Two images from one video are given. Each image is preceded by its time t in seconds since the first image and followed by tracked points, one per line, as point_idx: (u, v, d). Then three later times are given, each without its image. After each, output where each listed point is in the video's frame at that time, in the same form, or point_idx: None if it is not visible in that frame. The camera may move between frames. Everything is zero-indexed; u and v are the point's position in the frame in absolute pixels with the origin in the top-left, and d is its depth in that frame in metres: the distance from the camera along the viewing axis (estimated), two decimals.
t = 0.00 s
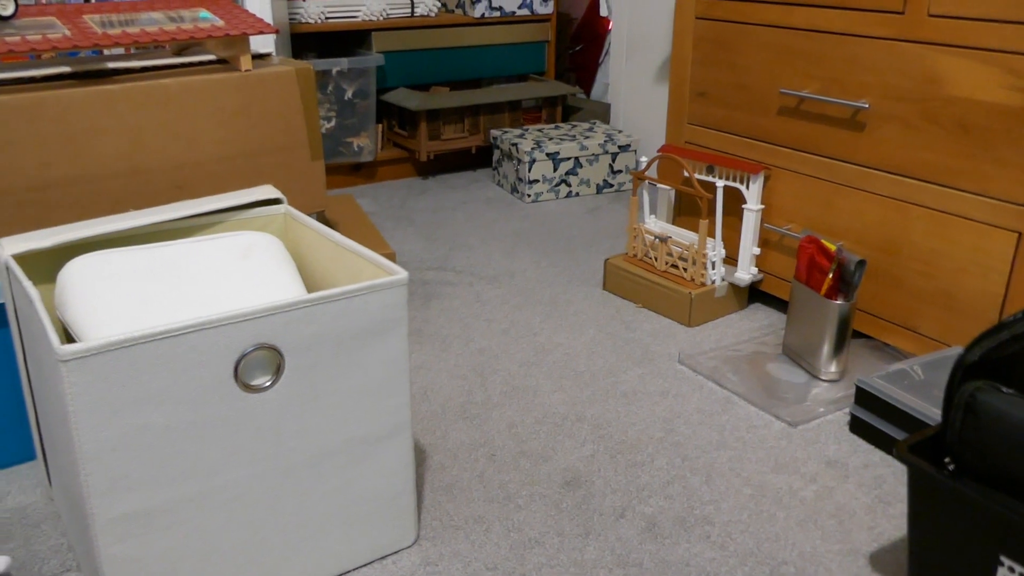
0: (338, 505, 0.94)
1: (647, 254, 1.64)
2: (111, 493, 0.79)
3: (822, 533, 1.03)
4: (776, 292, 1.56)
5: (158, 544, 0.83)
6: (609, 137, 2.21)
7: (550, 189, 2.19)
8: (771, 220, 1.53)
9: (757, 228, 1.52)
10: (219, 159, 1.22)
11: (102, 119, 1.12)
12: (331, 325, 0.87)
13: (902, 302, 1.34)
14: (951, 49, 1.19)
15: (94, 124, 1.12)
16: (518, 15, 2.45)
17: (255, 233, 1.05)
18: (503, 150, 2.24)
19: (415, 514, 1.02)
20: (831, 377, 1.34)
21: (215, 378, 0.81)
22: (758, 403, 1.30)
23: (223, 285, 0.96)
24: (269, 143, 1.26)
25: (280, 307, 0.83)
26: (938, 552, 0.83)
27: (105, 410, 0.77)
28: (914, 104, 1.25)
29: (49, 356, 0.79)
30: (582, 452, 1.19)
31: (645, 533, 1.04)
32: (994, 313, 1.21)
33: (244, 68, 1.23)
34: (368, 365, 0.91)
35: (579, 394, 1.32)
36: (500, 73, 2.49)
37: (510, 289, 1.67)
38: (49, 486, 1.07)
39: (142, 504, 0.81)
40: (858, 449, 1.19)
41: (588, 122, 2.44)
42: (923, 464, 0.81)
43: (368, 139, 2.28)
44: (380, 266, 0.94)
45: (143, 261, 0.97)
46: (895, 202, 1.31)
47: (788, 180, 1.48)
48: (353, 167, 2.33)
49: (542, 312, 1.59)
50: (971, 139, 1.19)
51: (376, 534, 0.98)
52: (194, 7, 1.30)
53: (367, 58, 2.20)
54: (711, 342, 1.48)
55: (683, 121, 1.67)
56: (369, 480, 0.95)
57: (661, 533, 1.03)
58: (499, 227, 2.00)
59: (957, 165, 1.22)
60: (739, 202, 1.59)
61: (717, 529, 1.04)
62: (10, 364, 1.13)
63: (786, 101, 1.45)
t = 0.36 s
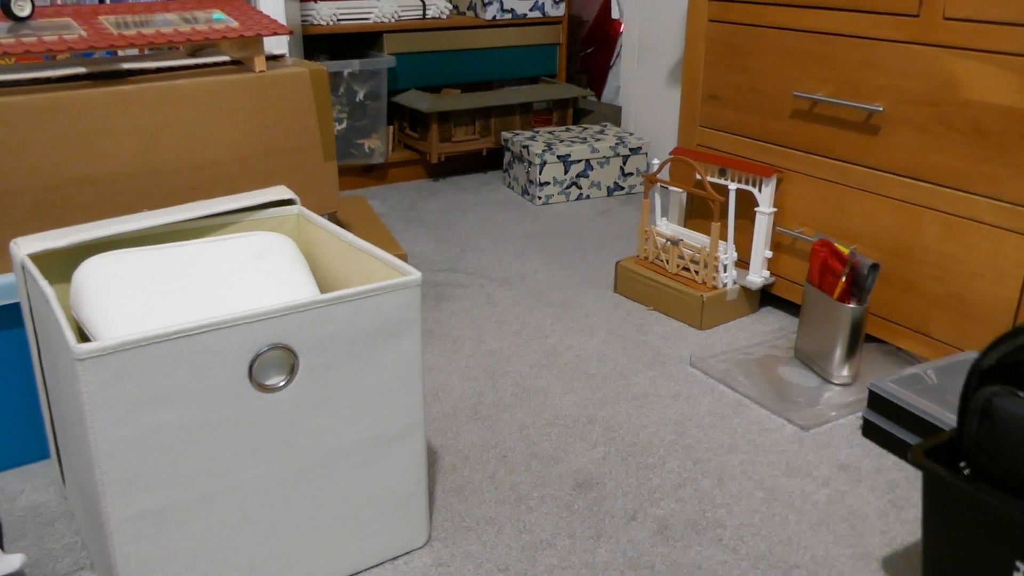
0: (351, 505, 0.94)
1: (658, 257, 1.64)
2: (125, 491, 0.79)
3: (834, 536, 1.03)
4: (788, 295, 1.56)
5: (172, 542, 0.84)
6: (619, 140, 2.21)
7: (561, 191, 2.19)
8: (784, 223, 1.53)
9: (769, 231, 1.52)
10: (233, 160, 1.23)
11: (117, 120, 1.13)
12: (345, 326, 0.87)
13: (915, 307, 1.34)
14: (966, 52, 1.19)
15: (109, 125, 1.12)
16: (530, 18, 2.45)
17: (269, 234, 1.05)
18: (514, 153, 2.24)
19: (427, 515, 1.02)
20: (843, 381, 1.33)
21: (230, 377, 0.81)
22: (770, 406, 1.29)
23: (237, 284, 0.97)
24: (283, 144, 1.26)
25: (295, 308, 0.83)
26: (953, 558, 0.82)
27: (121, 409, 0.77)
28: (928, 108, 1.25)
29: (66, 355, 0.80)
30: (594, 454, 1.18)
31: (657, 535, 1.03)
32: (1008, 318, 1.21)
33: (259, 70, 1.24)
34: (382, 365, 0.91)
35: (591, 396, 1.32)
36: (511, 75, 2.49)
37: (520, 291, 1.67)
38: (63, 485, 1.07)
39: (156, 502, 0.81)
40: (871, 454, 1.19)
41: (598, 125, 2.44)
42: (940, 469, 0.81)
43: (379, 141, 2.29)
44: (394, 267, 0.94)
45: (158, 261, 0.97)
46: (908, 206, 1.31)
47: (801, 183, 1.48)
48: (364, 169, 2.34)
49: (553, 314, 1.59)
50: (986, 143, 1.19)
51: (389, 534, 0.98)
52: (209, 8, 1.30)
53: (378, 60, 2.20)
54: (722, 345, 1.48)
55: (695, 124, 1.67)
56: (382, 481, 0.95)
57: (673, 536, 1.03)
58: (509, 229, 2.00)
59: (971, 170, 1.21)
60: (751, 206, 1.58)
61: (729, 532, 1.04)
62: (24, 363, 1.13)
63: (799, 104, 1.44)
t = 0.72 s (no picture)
0: (353, 506, 0.94)
1: (660, 257, 1.64)
2: (128, 492, 0.80)
3: (836, 537, 1.03)
4: (789, 296, 1.55)
5: (174, 543, 0.84)
6: (621, 141, 2.22)
7: (563, 192, 2.19)
8: (785, 224, 1.53)
9: (770, 231, 1.52)
10: (235, 162, 1.23)
11: (118, 122, 1.13)
12: (347, 327, 0.87)
13: (916, 307, 1.34)
14: (968, 53, 1.19)
15: (111, 127, 1.13)
16: (532, 19, 2.45)
17: (270, 236, 1.05)
18: (516, 154, 2.24)
19: (429, 516, 1.02)
20: (845, 381, 1.33)
21: (231, 378, 0.82)
22: (771, 407, 1.30)
23: (239, 286, 0.97)
24: (284, 146, 1.27)
25: (296, 309, 0.83)
26: (954, 558, 0.82)
27: (123, 410, 0.77)
28: (930, 108, 1.25)
29: (68, 356, 0.80)
30: (596, 455, 1.19)
31: (659, 536, 1.03)
32: (1010, 318, 1.21)
33: (260, 71, 1.24)
34: (384, 367, 0.91)
35: (593, 397, 1.32)
36: (513, 76, 2.49)
37: (522, 292, 1.68)
38: (65, 486, 1.08)
39: (158, 503, 0.82)
40: (873, 454, 1.19)
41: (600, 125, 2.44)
42: (940, 469, 0.81)
43: (381, 142, 2.29)
44: (395, 268, 0.94)
45: (159, 262, 0.97)
46: (910, 207, 1.31)
47: (802, 183, 1.48)
48: (366, 170, 2.34)
49: (555, 315, 1.59)
50: (988, 143, 1.19)
51: (391, 535, 0.99)
52: (211, 11, 1.31)
53: (380, 61, 2.21)
54: (724, 346, 1.48)
55: (697, 124, 1.67)
56: (384, 482, 0.95)
57: (674, 536, 1.03)
58: (511, 230, 2.00)
59: (973, 170, 1.21)
60: (753, 206, 1.58)
61: (731, 532, 1.04)
62: (26, 364, 1.14)
63: (801, 105, 1.44)
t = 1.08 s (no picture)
0: (353, 507, 0.94)
1: (660, 258, 1.64)
2: (128, 493, 0.79)
3: (837, 538, 1.02)
4: (790, 297, 1.55)
5: (174, 545, 0.84)
6: (622, 142, 2.22)
7: (563, 193, 2.19)
8: (786, 225, 1.53)
9: (771, 232, 1.52)
10: (235, 163, 1.23)
11: (118, 123, 1.13)
12: (347, 328, 0.87)
13: (917, 308, 1.34)
14: (968, 54, 1.19)
15: (112, 129, 1.13)
16: (532, 20, 2.45)
17: (271, 237, 1.05)
18: (516, 155, 2.24)
19: (430, 517, 1.02)
20: (845, 382, 1.33)
21: (231, 379, 0.82)
22: (772, 408, 1.29)
23: (239, 287, 0.97)
24: (284, 147, 1.27)
25: (296, 310, 0.83)
26: (955, 558, 0.82)
27: (123, 411, 0.77)
28: (931, 109, 1.25)
29: (68, 357, 0.80)
30: (596, 456, 1.18)
31: (659, 536, 1.03)
32: (1010, 319, 1.21)
33: (260, 73, 1.24)
34: (383, 367, 0.91)
35: (593, 398, 1.32)
36: (513, 78, 2.49)
37: (522, 294, 1.68)
38: (66, 488, 1.08)
39: (158, 504, 0.82)
40: (873, 455, 1.18)
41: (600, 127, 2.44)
42: (941, 469, 0.81)
43: (381, 144, 2.29)
44: (395, 269, 0.94)
45: (159, 264, 0.97)
46: (910, 208, 1.31)
47: (802, 184, 1.48)
48: (366, 171, 2.34)
49: (555, 316, 1.59)
50: (988, 144, 1.19)
51: (391, 536, 0.98)
52: (211, 12, 1.31)
53: (380, 63, 2.21)
54: (724, 347, 1.48)
55: (697, 125, 1.67)
56: (385, 483, 0.95)
57: (675, 537, 1.03)
58: (511, 232, 2.00)
59: (973, 171, 1.21)
60: (753, 207, 1.58)
61: (731, 533, 1.04)
62: (27, 366, 1.14)
63: (801, 106, 1.44)
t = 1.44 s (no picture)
0: (353, 507, 0.93)
1: (660, 257, 1.64)
2: (126, 494, 0.79)
3: (837, 537, 1.02)
4: (790, 296, 1.55)
5: (172, 546, 0.83)
6: (621, 141, 2.21)
7: (562, 193, 2.19)
8: (786, 224, 1.53)
9: (771, 232, 1.52)
10: (233, 163, 1.23)
11: (116, 123, 1.13)
12: (346, 328, 0.86)
13: (917, 306, 1.34)
14: (968, 52, 1.19)
15: (109, 128, 1.12)
16: (531, 19, 2.45)
17: (269, 237, 1.05)
18: (516, 154, 2.24)
19: (430, 516, 1.02)
20: (845, 381, 1.33)
21: (229, 379, 0.81)
22: (772, 407, 1.29)
23: (237, 287, 0.96)
24: (283, 147, 1.26)
25: (295, 310, 0.83)
26: (955, 556, 0.82)
27: (121, 412, 0.77)
28: (931, 107, 1.24)
29: (65, 357, 0.79)
30: (596, 455, 1.18)
31: (660, 535, 1.03)
32: (1011, 318, 1.20)
33: (258, 72, 1.24)
34: (383, 367, 0.90)
35: (593, 398, 1.32)
36: (512, 77, 2.49)
37: (522, 293, 1.67)
38: (64, 489, 1.07)
39: (157, 505, 0.81)
40: (874, 454, 1.18)
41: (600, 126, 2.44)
42: (941, 467, 0.80)
43: (380, 144, 2.29)
44: (394, 269, 0.94)
45: (157, 264, 0.97)
46: (910, 206, 1.31)
47: (802, 183, 1.47)
48: (365, 171, 2.34)
49: (555, 316, 1.58)
50: (988, 141, 1.19)
51: (391, 536, 0.98)
52: (208, 11, 1.31)
53: (379, 63, 2.21)
54: (724, 346, 1.47)
55: (696, 125, 1.67)
56: (384, 483, 0.95)
57: (675, 536, 1.03)
58: (511, 231, 2.00)
59: (973, 169, 1.21)
60: (753, 206, 1.58)
61: (732, 532, 1.03)
62: (25, 366, 1.13)
63: (801, 104, 1.44)
